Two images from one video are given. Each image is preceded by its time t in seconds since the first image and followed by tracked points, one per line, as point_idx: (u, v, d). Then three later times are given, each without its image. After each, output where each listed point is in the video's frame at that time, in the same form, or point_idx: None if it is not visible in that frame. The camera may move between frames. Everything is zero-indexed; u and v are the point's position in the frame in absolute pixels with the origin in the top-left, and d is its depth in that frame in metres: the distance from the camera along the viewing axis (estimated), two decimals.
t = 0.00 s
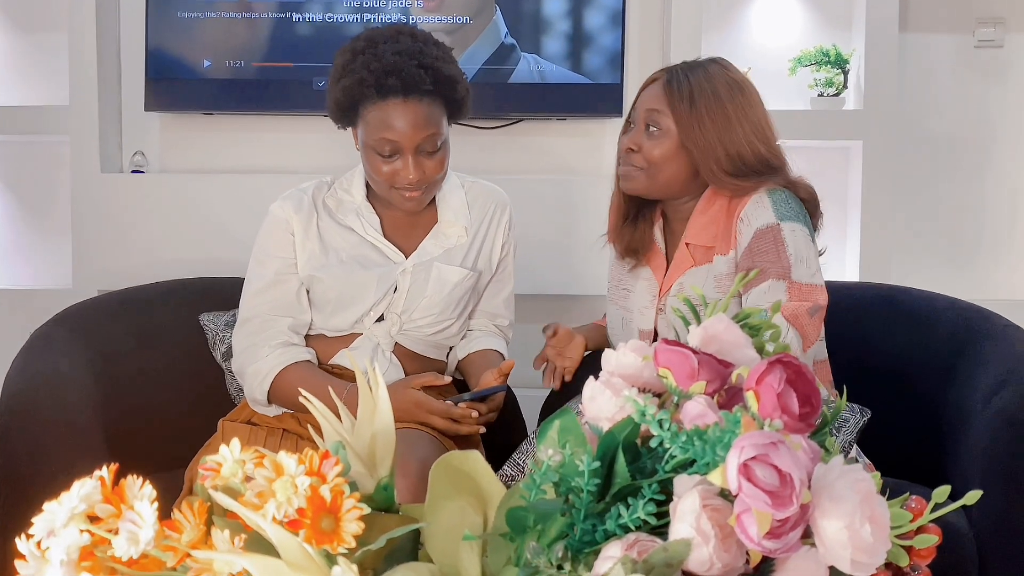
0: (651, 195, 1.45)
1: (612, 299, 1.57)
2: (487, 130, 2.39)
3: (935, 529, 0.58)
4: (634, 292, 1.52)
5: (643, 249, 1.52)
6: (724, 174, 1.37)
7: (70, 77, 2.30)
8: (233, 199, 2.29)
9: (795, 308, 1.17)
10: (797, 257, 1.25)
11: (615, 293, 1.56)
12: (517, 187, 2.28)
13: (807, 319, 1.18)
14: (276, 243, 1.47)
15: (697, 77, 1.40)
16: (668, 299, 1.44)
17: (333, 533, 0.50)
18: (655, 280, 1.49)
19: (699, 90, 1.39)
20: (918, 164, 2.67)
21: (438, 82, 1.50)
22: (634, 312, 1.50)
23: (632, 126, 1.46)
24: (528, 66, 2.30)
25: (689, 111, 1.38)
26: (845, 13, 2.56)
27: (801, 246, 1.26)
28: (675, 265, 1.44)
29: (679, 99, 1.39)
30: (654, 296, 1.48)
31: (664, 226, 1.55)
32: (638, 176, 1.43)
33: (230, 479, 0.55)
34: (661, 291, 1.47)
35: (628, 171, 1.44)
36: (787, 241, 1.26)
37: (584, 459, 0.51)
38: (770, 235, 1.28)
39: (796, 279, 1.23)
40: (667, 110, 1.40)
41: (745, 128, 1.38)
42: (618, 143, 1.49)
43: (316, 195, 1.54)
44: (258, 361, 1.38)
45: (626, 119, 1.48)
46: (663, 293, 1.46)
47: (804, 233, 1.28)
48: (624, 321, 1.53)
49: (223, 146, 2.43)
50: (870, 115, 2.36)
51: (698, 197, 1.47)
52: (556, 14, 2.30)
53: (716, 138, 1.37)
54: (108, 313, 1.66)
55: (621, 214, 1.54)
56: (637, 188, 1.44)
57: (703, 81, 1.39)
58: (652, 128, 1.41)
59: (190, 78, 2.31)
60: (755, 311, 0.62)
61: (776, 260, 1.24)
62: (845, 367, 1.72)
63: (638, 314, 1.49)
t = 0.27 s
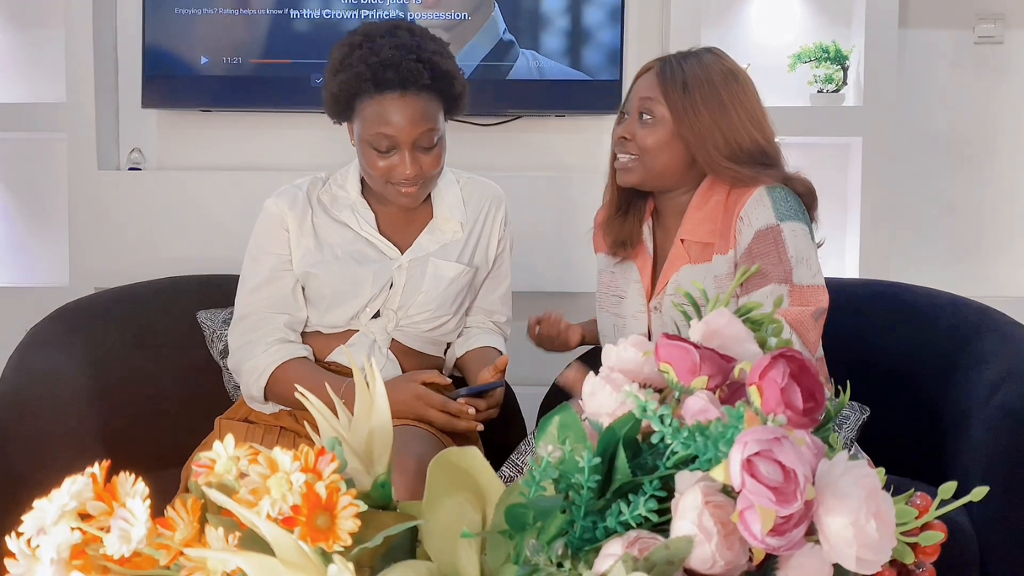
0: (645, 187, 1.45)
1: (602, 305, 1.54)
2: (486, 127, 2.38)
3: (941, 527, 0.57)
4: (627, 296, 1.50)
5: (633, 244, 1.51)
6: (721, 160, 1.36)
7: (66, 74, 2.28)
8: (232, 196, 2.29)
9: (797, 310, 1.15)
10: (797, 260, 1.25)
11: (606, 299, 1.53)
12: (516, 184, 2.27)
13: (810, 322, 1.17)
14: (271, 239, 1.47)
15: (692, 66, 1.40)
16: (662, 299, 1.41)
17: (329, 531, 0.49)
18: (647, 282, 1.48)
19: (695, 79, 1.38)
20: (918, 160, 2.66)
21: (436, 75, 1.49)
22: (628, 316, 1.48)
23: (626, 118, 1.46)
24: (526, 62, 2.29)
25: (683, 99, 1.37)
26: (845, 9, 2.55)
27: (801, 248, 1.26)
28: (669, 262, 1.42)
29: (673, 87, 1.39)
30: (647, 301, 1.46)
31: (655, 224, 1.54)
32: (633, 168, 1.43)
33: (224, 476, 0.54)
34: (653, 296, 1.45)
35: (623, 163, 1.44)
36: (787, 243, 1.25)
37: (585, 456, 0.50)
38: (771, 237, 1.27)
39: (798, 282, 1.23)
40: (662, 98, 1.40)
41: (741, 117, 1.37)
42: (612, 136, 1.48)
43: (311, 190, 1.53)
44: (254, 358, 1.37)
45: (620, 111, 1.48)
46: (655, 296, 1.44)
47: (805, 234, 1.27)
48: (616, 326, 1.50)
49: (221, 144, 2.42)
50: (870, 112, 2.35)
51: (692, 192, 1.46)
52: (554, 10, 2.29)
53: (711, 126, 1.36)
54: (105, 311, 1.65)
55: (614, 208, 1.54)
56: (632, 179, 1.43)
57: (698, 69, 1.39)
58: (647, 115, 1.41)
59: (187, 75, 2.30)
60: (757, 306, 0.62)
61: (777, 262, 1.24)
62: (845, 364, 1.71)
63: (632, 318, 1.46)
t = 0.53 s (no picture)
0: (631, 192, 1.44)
1: (596, 305, 1.54)
2: (484, 125, 2.37)
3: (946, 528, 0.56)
4: (615, 299, 1.49)
5: (621, 247, 1.50)
6: (703, 164, 1.35)
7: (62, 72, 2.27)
8: (229, 193, 2.27)
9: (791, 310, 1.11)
10: (785, 257, 1.22)
11: (599, 299, 1.54)
12: (514, 182, 2.26)
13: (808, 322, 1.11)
14: (265, 236, 1.46)
15: (670, 66, 1.39)
16: (647, 300, 1.40)
17: (322, 534, 0.48)
18: (632, 284, 1.47)
19: (675, 80, 1.37)
20: (918, 158, 2.65)
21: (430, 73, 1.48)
22: (617, 319, 1.47)
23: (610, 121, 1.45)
24: (525, 60, 2.28)
25: (662, 102, 1.36)
26: (844, 6, 2.54)
27: (790, 246, 1.23)
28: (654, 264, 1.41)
29: (652, 89, 1.38)
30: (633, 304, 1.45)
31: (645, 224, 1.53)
32: (620, 173, 1.42)
33: (215, 478, 0.53)
34: (639, 298, 1.44)
35: (609, 168, 1.43)
36: (772, 242, 1.23)
37: (584, 456, 0.49)
38: (754, 238, 1.26)
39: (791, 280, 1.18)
40: (643, 101, 1.39)
41: (723, 117, 1.36)
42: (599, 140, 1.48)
43: (305, 187, 1.52)
44: (248, 355, 1.36)
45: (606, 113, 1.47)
46: (641, 298, 1.43)
47: (794, 232, 1.25)
48: (608, 328, 1.50)
49: (218, 141, 2.41)
50: (870, 109, 2.34)
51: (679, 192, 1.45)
52: (553, 7, 2.27)
53: (691, 128, 1.35)
54: (101, 310, 1.64)
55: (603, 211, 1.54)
56: (619, 184, 1.43)
57: (675, 70, 1.38)
58: (629, 120, 1.40)
59: (184, 72, 2.28)
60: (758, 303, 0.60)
61: (768, 263, 1.20)
62: (845, 363, 1.70)
63: (621, 320, 1.45)
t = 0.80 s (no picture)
0: (627, 193, 1.43)
1: (589, 313, 1.53)
2: (483, 123, 2.36)
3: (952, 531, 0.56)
4: (610, 302, 1.48)
5: (618, 247, 1.49)
6: (701, 163, 1.35)
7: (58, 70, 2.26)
8: (227, 192, 2.27)
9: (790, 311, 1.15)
10: (783, 255, 1.22)
11: (592, 307, 1.52)
12: (513, 180, 2.25)
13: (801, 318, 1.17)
14: (263, 236, 1.45)
15: (660, 66, 1.37)
16: (646, 299, 1.40)
17: (319, 539, 0.48)
18: (629, 286, 1.46)
19: (666, 81, 1.36)
20: (918, 156, 2.64)
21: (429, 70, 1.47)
22: (612, 322, 1.46)
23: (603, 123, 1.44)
24: (523, 58, 2.27)
25: (655, 103, 1.35)
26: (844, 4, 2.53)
27: (787, 243, 1.24)
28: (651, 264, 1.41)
29: (643, 90, 1.36)
30: (631, 304, 1.44)
31: (640, 224, 1.52)
32: (616, 174, 1.41)
33: (211, 482, 0.52)
34: (636, 298, 1.44)
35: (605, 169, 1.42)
36: (770, 240, 1.24)
37: (585, 460, 0.49)
38: (752, 236, 1.26)
39: (787, 278, 1.20)
40: (635, 103, 1.37)
41: (717, 116, 1.35)
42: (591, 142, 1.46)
43: (303, 186, 1.51)
44: (246, 356, 1.35)
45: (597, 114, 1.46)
46: (638, 298, 1.43)
47: (790, 229, 1.25)
48: (603, 332, 1.49)
49: (216, 140, 2.40)
50: (870, 107, 2.33)
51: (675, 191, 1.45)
52: (552, 5, 2.26)
53: (686, 128, 1.34)
54: (98, 309, 1.63)
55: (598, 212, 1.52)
56: (615, 186, 1.42)
57: (666, 70, 1.36)
58: (623, 122, 1.38)
59: (182, 71, 2.27)
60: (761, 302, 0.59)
61: (767, 261, 1.21)
62: (846, 362, 1.70)
63: (616, 322, 1.45)
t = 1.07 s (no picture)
0: (628, 194, 1.42)
1: (587, 312, 1.52)
2: (483, 122, 2.36)
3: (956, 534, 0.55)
4: (610, 302, 1.47)
5: (617, 248, 1.48)
6: (703, 164, 1.34)
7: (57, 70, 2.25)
8: (226, 191, 2.26)
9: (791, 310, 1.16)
10: (786, 256, 1.22)
11: (592, 306, 1.51)
12: (512, 180, 2.24)
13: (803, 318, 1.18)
14: (263, 236, 1.44)
15: (661, 66, 1.37)
16: (647, 300, 1.39)
17: (318, 545, 0.47)
18: (631, 286, 1.46)
19: (668, 81, 1.35)
20: (918, 155, 2.64)
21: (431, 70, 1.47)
22: (613, 322, 1.46)
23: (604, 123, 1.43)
24: (523, 57, 2.27)
25: (657, 103, 1.34)
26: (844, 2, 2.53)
27: (789, 244, 1.24)
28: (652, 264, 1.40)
29: (645, 90, 1.35)
30: (631, 304, 1.44)
31: (639, 226, 1.52)
32: (617, 175, 1.40)
33: (208, 486, 0.52)
34: (638, 298, 1.43)
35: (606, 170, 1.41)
36: (772, 241, 1.24)
37: (586, 463, 0.48)
38: (755, 236, 1.26)
39: (788, 278, 1.20)
40: (637, 103, 1.36)
41: (719, 116, 1.35)
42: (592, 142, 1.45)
43: (302, 187, 1.50)
44: (246, 356, 1.35)
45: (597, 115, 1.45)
46: (639, 298, 1.42)
47: (792, 230, 1.26)
48: (602, 331, 1.48)
49: (215, 140, 2.40)
50: (870, 106, 2.33)
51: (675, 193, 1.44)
52: (551, 4, 2.26)
53: (688, 128, 1.34)
54: (97, 310, 1.63)
55: (597, 213, 1.52)
56: (616, 186, 1.41)
57: (668, 70, 1.36)
58: (624, 122, 1.38)
59: (181, 70, 2.27)
60: (763, 303, 0.59)
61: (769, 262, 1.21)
62: (846, 361, 1.69)
63: (616, 323, 1.44)
